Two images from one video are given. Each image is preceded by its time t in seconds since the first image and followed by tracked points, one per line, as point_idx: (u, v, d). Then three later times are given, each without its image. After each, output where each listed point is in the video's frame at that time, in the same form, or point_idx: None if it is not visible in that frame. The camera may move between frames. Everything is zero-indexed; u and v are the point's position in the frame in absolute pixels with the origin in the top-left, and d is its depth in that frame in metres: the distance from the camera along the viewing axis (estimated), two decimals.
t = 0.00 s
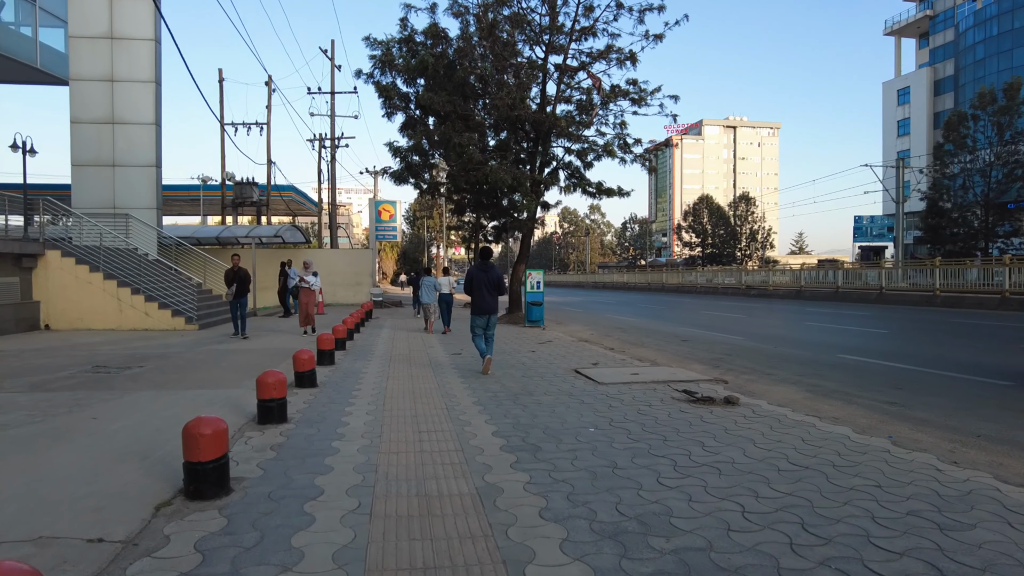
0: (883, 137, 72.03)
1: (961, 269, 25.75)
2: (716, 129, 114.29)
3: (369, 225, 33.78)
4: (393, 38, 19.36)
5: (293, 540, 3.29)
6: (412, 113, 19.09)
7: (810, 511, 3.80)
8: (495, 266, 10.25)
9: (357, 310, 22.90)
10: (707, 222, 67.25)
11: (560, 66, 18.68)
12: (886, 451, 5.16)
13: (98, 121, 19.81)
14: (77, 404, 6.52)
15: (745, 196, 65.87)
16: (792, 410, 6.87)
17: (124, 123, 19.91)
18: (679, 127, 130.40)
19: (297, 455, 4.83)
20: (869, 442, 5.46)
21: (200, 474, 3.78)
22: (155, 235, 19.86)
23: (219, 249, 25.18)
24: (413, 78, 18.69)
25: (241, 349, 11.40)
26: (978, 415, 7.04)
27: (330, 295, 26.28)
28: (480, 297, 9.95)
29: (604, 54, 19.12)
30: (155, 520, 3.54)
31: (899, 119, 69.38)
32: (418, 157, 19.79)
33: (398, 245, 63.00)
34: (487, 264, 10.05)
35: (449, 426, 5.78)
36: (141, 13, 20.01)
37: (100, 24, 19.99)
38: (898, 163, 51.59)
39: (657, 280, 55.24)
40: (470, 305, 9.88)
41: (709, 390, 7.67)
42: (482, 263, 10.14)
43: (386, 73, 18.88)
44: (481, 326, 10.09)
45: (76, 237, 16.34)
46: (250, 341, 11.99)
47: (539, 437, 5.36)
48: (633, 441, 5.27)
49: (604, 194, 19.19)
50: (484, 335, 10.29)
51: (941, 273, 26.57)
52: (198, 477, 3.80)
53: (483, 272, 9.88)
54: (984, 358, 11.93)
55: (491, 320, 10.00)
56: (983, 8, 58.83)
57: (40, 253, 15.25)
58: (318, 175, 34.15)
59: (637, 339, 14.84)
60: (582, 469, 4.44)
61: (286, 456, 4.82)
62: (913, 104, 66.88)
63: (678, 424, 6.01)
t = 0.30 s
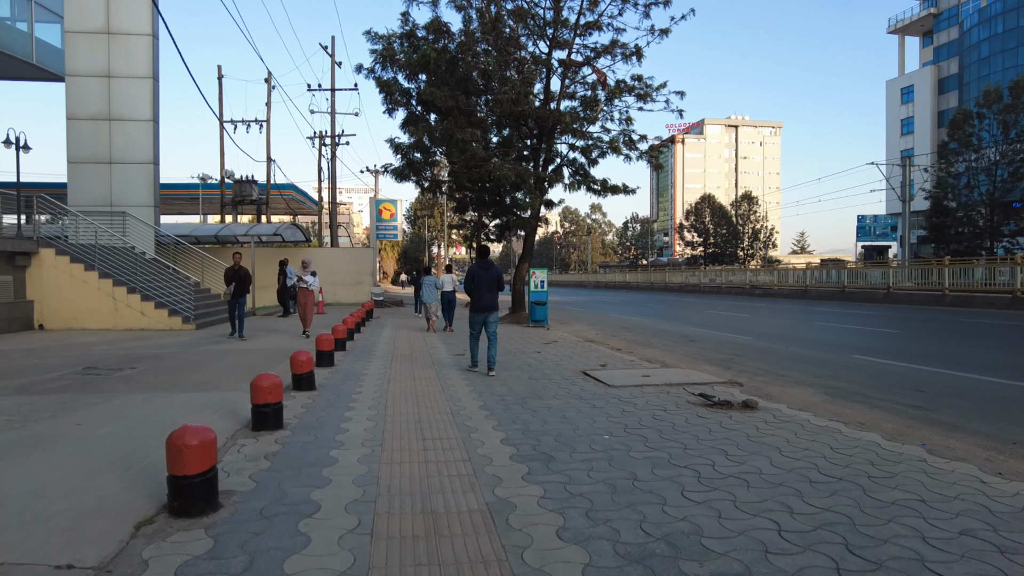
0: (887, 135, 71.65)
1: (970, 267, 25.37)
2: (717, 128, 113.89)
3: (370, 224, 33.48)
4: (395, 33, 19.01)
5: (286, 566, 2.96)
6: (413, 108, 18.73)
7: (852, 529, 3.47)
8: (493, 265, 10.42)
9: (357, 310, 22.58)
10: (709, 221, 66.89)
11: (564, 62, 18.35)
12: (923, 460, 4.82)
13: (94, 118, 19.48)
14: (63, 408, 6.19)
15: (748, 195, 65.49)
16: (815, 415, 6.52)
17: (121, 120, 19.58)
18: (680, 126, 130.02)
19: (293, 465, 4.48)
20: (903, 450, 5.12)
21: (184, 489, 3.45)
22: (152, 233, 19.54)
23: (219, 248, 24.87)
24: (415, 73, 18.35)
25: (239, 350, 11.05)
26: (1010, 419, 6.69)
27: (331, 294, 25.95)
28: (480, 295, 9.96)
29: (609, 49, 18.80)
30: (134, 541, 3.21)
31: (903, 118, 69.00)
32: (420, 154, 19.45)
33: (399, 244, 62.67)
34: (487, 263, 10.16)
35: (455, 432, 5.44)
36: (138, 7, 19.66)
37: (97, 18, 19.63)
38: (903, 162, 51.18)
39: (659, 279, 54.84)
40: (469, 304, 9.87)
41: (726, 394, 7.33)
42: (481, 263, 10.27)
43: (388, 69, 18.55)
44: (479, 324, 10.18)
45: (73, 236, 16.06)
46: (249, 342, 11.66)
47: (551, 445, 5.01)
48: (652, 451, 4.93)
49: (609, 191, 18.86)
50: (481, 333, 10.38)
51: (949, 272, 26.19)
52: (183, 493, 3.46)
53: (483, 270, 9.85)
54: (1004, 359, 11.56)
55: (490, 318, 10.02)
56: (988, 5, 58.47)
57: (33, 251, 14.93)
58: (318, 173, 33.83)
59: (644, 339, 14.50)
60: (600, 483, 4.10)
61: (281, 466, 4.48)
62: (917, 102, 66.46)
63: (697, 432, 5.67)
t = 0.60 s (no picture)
0: (892, 134, 71.14)
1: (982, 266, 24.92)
2: (720, 128, 113.38)
3: (372, 223, 33.16)
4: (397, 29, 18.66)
5: None
6: (416, 105, 18.37)
7: (906, 555, 3.15)
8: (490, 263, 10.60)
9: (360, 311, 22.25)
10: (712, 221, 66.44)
11: (569, 58, 18.02)
12: (967, 472, 4.49)
13: (93, 115, 19.18)
14: (49, 415, 5.86)
15: (751, 194, 65.04)
16: (842, 423, 6.18)
17: (120, 117, 19.28)
18: (683, 126, 129.39)
19: (290, 481, 4.16)
20: (944, 461, 4.78)
21: (168, 512, 3.12)
22: (151, 232, 19.26)
23: (219, 247, 24.56)
24: (418, 70, 18.02)
25: (237, 352, 10.74)
26: None
27: (332, 294, 25.63)
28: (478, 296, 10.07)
29: (615, 44, 18.48)
30: (109, 573, 2.88)
31: (908, 116, 68.52)
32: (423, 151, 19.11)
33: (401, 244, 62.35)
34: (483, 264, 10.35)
35: (464, 442, 5.12)
36: (137, 3, 19.35)
37: (95, 14, 19.33)
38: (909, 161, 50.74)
39: (662, 279, 54.44)
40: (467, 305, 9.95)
41: (745, 400, 6.99)
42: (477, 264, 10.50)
43: (390, 64, 18.21)
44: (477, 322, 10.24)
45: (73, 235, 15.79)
46: (248, 343, 11.35)
47: (567, 457, 4.69)
48: (676, 465, 4.60)
49: (616, 190, 18.52)
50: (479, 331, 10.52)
51: (960, 272, 25.78)
52: (166, 516, 3.13)
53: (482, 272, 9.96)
54: None
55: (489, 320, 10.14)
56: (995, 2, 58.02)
57: (29, 251, 14.61)
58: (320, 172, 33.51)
59: (653, 341, 14.14)
60: (624, 503, 3.76)
61: (277, 481, 4.15)
62: (922, 100, 65.97)
63: (720, 442, 5.34)
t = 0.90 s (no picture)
0: (896, 128, 70.60)
1: (993, 261, 24.51)
2: (723, 122, 112.78)
3: (372, 217, 32.82)
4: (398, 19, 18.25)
5: None
6: (418, 97, 17.99)
7: None
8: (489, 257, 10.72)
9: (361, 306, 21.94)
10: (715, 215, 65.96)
11: (574, 48, 17.64)
12: (1017, 483, 4.15)
13: (88, 107, 18.80)
14: (32, 419, 5.53)
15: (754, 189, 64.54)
16: (871, 426, 5.85)
17: (116, 109, 18.90)
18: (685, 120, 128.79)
19: (285, 494, 3.82)
20: (990, 470, 4.45)
21: (146, 535, 2.79)
22: (148, 227, 18.95)
23: (218, 242, 24.22)
24: (419, 60, 17.64)
25: (233, 349, 10.40)
26: None
27: (333, 289, 25.30)
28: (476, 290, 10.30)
29: (621, 34, 18.11)
30: None
31: (913, 110, 67.96)
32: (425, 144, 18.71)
33: (401, 239, 61.97)
34: (483, 257, 10.75)
35: (473, 448, 4.79)
36: None
37: (89, 4, 18.92)
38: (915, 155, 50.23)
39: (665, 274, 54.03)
40: (464, 299, 10.32)
41: (765, 402, 6.66)
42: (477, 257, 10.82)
43: (391, 55, 17.83)
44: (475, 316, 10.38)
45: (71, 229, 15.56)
46: (246, 340, 11.02)
47: (584, 467, 4.35)
48: (701, 476, 4.28)
49: (622, 183, 18.17)
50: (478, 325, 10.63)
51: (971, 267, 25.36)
52: (144, 540, 2.80)
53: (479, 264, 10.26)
54: None
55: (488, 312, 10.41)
56: None
57: (22, 246, 14.28)
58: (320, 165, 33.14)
59: (661, 337, 13.81)
60: (651, 521, 3.43)
61: (271, 495, 3.81)
62: (927, 94, 65.40)
63: (746, 448, 5.00)
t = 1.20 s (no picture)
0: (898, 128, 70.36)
1: (1000, 261, 24.23)
2: (723, 122, 112.54)
3: (372, 218, 32.53)
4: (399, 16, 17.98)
5: None
6: (420, 95, 17.72)
7: None
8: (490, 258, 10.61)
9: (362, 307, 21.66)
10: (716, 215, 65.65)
11: (578, 46, 17.38)
12: None
13: (85, 106, 18.52)
14: (18, 429, 5.25)
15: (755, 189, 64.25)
16: (900, 436, 5.57)
17: (113, 108, 18.63)
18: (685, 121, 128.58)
19: (286, 516, 3.54)
20: None
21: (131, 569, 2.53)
22: (146, 227, 18.69)
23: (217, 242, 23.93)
24: (421, 58, 17.37)
25: (231, 353, 10.11)
26: None
27: (332, 290, 25.02)
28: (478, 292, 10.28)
29: (625, 32, 17.86)
30: None
31: (914, 110, 67.72)
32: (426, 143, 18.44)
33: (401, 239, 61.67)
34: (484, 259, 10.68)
35: (485, 462, 4.52)
36: None
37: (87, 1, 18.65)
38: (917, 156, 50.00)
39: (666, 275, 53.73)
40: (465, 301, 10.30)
41: (786, 410, 6.38)
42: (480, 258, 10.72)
43: (392, 52, 17.55)
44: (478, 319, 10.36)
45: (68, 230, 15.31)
46: (244, 343, 10.74)
47: (603, 484, 4.08)
48: (729, 494, 4.00)
49: (627, 183, 17.90)
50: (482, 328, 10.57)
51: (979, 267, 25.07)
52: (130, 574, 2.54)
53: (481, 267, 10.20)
54: None
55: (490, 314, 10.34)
56: None
57: (16, 246, 14.00)
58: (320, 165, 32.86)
59: (668, 340, 13.53)
60: (681, 547, 3.16)
61: (270, 517, 3.54)
62: (929, 93, 65.15)
63: (772, 462, 4.73)
